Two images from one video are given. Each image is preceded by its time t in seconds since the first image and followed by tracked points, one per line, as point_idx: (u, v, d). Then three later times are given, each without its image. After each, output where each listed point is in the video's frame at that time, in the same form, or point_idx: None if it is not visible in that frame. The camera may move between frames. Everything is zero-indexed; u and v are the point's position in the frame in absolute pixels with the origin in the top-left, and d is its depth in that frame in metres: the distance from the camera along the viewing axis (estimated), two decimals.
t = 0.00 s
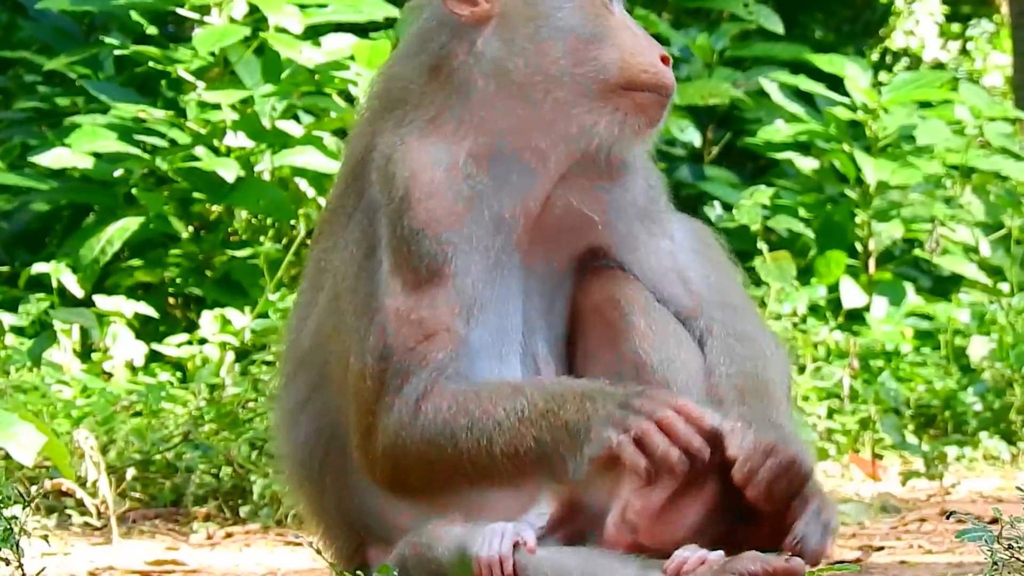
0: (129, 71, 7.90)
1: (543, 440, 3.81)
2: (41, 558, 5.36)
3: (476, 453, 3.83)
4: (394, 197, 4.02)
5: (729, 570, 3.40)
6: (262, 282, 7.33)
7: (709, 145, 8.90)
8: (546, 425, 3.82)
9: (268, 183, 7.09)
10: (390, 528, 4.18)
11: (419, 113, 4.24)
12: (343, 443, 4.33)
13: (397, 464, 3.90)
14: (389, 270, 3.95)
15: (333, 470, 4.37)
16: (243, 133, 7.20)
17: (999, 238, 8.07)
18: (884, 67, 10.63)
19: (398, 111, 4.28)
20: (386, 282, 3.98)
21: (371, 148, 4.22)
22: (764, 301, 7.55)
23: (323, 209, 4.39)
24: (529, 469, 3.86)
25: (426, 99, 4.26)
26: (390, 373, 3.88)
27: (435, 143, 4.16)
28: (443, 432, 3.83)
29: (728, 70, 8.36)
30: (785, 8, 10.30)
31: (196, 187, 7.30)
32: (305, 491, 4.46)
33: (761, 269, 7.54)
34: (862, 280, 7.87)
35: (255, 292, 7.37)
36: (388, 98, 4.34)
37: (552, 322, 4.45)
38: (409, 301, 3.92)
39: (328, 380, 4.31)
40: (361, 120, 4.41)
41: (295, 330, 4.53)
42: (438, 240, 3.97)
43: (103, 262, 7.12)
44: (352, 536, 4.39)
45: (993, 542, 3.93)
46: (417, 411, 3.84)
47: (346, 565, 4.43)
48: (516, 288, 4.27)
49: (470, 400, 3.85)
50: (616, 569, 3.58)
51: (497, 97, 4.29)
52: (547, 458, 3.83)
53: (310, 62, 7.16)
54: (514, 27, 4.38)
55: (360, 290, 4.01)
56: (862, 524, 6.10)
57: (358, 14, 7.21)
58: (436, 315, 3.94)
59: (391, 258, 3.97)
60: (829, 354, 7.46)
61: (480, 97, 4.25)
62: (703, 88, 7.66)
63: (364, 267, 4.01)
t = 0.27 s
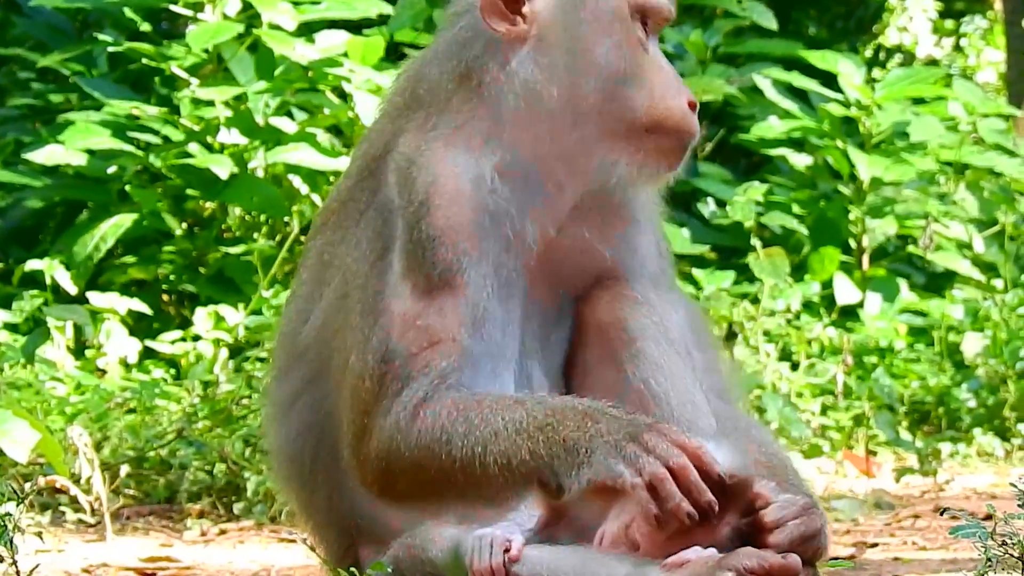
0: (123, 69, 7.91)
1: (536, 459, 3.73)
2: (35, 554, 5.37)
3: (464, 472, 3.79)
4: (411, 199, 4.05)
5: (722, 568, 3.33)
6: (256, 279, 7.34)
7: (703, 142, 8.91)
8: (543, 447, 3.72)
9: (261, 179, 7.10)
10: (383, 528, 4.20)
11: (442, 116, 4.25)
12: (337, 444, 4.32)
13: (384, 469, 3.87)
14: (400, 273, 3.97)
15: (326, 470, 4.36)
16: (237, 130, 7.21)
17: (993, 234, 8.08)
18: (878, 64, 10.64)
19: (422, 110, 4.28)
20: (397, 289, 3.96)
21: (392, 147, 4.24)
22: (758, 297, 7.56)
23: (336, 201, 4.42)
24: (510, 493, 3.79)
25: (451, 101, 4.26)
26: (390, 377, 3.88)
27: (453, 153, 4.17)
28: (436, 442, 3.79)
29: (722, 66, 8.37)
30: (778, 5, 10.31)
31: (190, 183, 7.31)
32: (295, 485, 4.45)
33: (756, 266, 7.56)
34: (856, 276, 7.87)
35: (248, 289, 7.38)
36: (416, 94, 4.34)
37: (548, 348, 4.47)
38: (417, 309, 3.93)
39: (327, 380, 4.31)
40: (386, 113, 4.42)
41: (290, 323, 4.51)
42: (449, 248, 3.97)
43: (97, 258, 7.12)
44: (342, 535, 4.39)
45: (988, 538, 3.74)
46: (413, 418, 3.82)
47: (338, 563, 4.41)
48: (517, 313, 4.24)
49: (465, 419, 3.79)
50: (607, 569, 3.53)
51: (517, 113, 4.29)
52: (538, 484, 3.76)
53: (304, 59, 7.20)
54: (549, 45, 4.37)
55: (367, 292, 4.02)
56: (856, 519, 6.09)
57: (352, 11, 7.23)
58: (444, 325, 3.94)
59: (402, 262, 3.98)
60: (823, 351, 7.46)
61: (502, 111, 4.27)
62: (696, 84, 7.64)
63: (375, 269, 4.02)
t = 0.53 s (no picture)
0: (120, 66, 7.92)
1: (508, 482, 3.73)
2: (32, 552, 5.37)
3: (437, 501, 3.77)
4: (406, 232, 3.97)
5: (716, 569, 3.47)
6: (253, 277, 7.32)
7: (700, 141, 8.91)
8: (514, 468, 3.73)
9: (258, 177, 7.12)
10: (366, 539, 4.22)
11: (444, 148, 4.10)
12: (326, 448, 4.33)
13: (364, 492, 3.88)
14: (394, 305, 3.92)
15: (318, 469, 4.37)
16: (234, 128, 7.22)
17: (990, 233, 8.08)
18: (875, 63, 10.64)
19: (436, 130, 4.17)
20: (392, 318, 3.91)
21: (397, 164, 4.20)
22: (755, 295, 7.57)
23: (344, 202, 4.37)
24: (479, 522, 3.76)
25: (457, 126, 4.14)
26: (376, 405, 3.87)
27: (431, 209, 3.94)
28: (410, 473, 3.76)
29: (718, 65, 8.36)
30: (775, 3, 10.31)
31: (187, 181, 7.36)
32: (286, 476, 4.50)
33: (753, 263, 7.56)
34: (853, 275, 7.88)
35: (245, 287, 7.39)
36: (434, 115, 4.26)
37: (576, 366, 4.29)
38: (407, 341, 3.86)
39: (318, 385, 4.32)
40: (409, 127, 4.33)
41: (289, 316, 4.52)
42: (439, 296, 3.86)
43: (94, 256, 7.12)
44: (334, 532, 4.42)
45: (984, 537, 3.66)
46: (388, 443, 3.79)
47: (330, 560, 4.42)
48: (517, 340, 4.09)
49: (436, 451, 3.74)
50: (604, 567, 3.66)
51: (488, 192, 3.88)
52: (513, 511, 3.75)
53: (300, 57, 7.22)
54: (525, 122, 3.80)
55: (364, 315, 3.97)
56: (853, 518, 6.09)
57: (349, 9, 7.24)
58: (435, 358, 3.85)
59: (397, 294, 3.92)
60: (820, 350, 7.46)
61: (480, 177, 3.92)
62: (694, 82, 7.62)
63: (371, 294, 3.99)
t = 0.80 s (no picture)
0: (118, 64, 7.92)
1: (500, 441, 3.81)
2: (30, 549, 5.37)
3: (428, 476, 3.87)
4: (402, 236, 3.94)
5: (706, 572, 3.49)
6: (250, 275, 7.37)
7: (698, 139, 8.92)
8: (501, 432, 3.80)
9: (255, 176, 7.15)
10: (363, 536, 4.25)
11: (444, 153, 4.10)
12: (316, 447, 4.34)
13: (343, 479, 3.94)
14: (385, 304, 3.92)
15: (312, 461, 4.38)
16: (231, 126, 7.23)
17: (988, 231, 8.08)
18: (874, 61, 10.64)
19: (434, 135, 4.17)
20: (381, 318, 3.92)
21: (396, 161, 4.18)
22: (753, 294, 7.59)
23: (347, 193, 4.38)
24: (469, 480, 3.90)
25: (461, 139, 4.11)
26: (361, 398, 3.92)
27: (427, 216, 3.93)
28: (399, 452, 3.86)
29: (717, 63, 8.36)
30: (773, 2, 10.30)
31: (186, 179, 7.48)
32: (286, 471, 4.51)
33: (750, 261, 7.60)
34: (850, 273, 7.87)
35: (243, 286, 7.41)
36: (436, 114, 4.27)
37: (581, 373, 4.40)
38: (398, 339, 3.90)
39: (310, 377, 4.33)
40: (411, 124, 4.34)
41: (288, 309, 4.56)
42: (434, 299, 3.88)
43: (92, 254, 7.13)
44: (333, 530, 4.43)
45: (982, 536, 3.66)
46: (375, 425, 3.85)
47: (328, 556, 4.45)
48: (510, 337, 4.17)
49: (424, 424, 3.83)
50: (597, 567, 3.63)
51: (490, 202, 3.93)
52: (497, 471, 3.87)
53: (298, 55, 7.19)
54: (529, 136, 3.88)
55: (352, 313, 3.98)
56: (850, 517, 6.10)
57: (347, 8, 7.24)
58: (423, 354, 3.92)
59: (389, 294, 3.91)
60: (817, 348, 7.47)
61: (480, 188, 3.96)
62: (692, 80, 7.61)
63: (360, 290, 3.99)
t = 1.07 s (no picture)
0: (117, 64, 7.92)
1: (503, 444, 3.87)
2: (30, 549, 5.38)
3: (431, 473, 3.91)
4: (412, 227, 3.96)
5: (706, 571, 3.60)
6: (249, 274, 7.37)
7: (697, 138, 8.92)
8: (504, 429, 3.86)
9: (254, 176, 7.15)
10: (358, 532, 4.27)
11: (458, 150, 4.13)
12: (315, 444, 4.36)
13: (347, 470, 3.96)
14: (393, 294, 3.94)
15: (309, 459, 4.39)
16: (230, 125, 7.22)
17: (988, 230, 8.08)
18: (873, 61, 10.65)
19: (447, 132, 4.20)
20: (387, 308, 3.95)
21: (408, 154, 4.19)
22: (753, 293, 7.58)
23: (354, 183, 4.39)
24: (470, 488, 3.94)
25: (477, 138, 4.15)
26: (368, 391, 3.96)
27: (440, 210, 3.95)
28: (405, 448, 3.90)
29: (716, 62, 8.36)
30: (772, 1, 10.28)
31: (183, 179, 7.41)
32: (285, 467, 4.52)
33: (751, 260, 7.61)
34: (850, 272, 7.88)
35: (242, 285, 7.41)
36: (450, 110, 4.30)
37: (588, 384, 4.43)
38: (405, 330, 3.93)
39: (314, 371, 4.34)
40: (423, 115, 4.37)
41: (290, 302, 4.54)
42: (443, 294, 3.91)
43: (92, 254, 7.13)
44: (332, 530, 4.46)
45: (983, 535, 3.66)
46: (378, 418, 3.88)
47: (328, 556, 4.48)
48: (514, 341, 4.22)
49: (429, 418, 3.88)
50: (597, 565, 3.72)
51: (506, 207, 3.99)
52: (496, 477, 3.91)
53: (298, 55, 7.19)
54: (548, 148, 3.95)
55: (359, 303, 4.02)
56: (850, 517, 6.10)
57: (346, 8, 7.23)
58: (429, 347, 3.96)
59: (397, 285, 3.93)
60: (817, 347, 7.47)
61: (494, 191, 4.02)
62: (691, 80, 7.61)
63: (368, 281, 4.03)
